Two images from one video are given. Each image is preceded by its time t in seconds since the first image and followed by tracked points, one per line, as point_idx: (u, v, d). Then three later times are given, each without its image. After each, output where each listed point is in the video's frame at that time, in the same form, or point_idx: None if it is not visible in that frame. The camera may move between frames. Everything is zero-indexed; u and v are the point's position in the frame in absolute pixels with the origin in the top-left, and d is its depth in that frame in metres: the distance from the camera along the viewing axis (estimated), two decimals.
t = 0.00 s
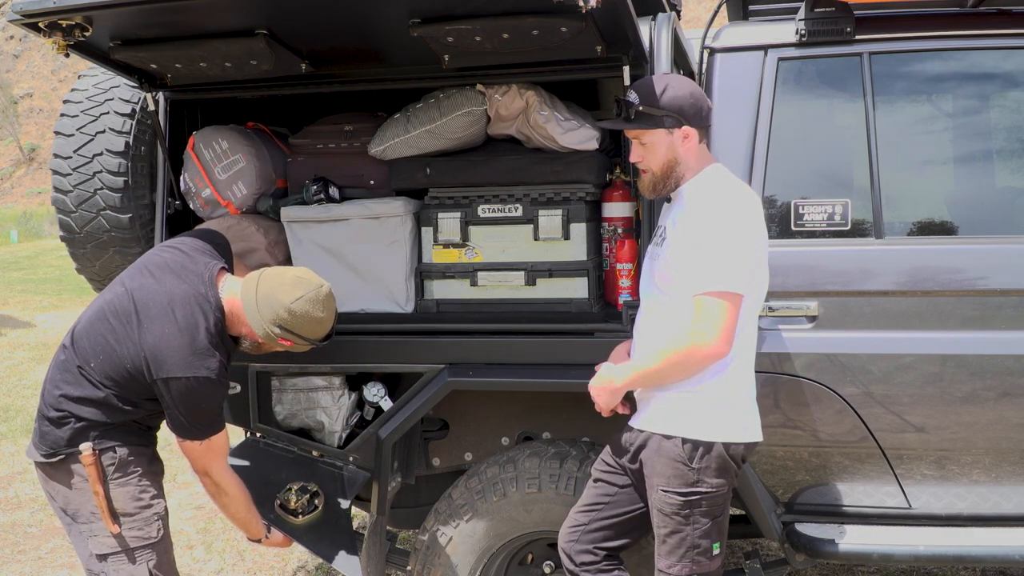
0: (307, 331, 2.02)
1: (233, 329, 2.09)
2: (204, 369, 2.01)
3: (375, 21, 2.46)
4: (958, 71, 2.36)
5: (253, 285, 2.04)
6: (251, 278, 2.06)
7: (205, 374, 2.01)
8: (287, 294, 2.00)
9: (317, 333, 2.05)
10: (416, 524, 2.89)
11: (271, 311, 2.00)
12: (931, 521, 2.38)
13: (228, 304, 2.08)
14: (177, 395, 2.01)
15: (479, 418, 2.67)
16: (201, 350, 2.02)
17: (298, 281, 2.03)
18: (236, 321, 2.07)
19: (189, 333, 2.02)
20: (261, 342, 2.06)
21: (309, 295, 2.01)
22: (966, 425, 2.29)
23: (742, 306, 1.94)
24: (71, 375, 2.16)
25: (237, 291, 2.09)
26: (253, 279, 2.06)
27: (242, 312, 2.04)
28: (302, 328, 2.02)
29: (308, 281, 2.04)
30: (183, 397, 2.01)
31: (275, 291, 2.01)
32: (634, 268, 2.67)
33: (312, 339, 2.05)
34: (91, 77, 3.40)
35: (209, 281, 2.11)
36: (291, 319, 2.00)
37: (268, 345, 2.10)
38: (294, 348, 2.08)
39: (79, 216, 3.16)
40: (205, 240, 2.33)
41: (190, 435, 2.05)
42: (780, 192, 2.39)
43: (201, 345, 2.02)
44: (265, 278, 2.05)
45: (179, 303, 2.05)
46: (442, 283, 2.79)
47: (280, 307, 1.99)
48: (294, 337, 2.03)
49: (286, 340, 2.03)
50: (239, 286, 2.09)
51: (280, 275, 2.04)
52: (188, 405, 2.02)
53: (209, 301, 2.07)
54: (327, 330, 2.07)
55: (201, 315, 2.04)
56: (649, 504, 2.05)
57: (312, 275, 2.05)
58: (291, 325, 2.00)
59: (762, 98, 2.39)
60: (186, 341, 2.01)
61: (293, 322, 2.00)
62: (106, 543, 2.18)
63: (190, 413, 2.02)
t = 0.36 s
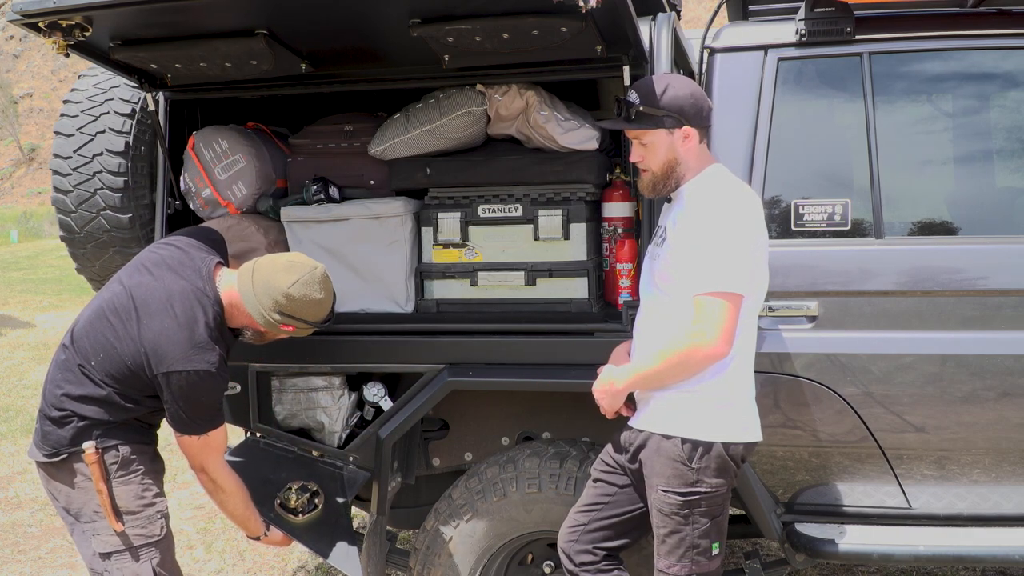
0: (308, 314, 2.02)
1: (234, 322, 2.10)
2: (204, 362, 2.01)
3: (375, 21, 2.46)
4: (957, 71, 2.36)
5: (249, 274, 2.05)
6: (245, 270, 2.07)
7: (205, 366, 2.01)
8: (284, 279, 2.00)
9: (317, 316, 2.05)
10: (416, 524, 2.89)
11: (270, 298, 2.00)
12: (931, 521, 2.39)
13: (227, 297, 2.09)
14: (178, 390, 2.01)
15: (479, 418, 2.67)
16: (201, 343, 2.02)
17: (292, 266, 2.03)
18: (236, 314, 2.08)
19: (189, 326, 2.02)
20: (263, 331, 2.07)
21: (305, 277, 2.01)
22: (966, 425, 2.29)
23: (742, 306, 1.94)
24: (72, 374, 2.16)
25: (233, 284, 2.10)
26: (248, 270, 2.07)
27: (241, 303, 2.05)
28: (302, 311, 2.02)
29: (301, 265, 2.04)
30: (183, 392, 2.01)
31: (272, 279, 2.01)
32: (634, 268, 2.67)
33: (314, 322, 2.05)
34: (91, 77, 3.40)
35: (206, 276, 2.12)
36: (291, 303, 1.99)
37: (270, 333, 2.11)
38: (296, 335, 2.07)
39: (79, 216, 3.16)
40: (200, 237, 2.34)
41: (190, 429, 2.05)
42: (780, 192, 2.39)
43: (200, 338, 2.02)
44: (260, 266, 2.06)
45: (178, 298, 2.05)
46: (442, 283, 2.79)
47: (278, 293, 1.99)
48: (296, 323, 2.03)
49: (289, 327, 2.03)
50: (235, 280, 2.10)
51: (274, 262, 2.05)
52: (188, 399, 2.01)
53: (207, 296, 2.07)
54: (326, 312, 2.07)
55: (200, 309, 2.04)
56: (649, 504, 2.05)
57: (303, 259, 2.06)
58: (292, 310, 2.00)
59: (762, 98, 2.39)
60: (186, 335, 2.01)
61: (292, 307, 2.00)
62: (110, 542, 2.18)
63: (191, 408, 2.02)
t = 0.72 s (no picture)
0: (306, 308, 2.03)
1: (232, 318, 2.10)
2: (203, 359, 2.01)
3: (375, 21, 2.46)
4: (957, 71, 2.36)
5: (246, 269, 2.06)
6: (242, 266, 2.08)
7: (205, 363, 2.01)
8: (281, 273, 2.01)
9: (315, 309, 2.05)
10: (416, 524, 2.89)
11: (267, 292, 2.01)
12: (931, 521, 2.39)
13: (224, 293, 2.09)
14: (178, 387, 2.01)
15: (479, 418, 2.67)
16: (200, 341, 2.02)
17: (288, 261, 2.04)
18: (234, 309, 2.08)
19: (188, 324, 2.02)
20: (261, 327, 2.08)
21: (301, 271, 2.03)
22: (966, 425, 2.29)
23: (743, 307, 1.94)
24: (72, 374, 2.16)
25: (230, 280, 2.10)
26: (245, 266, 2.07)
27: (239, 299, 2.05)
28: (301, 305, 2.02)
29: (297, 259, 2.05)
30: (183, 389, 2.01)
31: (269, 273, 2.02)
32: (634, 268, 2.67)
33: (313, 316, 2.06)
34: (91, 77, 3.40)
35: (203, 273, 2.12)
36: (288, 297, 2.00)
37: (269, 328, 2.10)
38: (295, 329, 2.08)
39: (79, 216, 3.16)
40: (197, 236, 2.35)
41: (190, 427, 2.06)
42: (780, 193, 2.39)
43: (200, 336, 2.02)
44: (257, 261, 2.07)
45: (176, 296, 2.06)
46: (442, 283, 2.79)
47: (276, 287, 2.00)
48: (294, 317, 2.03)
49: (288, 321, 2.03)
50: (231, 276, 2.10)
51: (270, 257, 2.06)
52: (188, 397, 2.02)
53: (205, 294, 2.07)
54: (324, 306, 2.08)
55: (198, 307, 2.05)
56: (649, 504, 2.05)
57: (299, 253, 2.08)
58: (290, 304, 2.01)
59: (762, 98, 2.39)
60: (185, 333, 2.02)
61: (290, 301, 2.01)
62: (112, 540, 2.18)
63: (191, 406, 2.02)
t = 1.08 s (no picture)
0: (303, 301, 2.05)
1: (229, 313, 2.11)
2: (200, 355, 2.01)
3: (375, 21, 2.46)
4: (957, 71, 2.36)
5: (242, 264, 2.07)
6: (238, 261, 2.09)
7: (202, 359, 2.01)
8: (277, 267, 2.03)
9: (313, 301, 2.07)
10: (416, 524, 2.89)
11: (264, 286, 2.02)
12: (931, 521, 2.39)
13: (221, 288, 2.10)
14: (176, 385, 2.01)
15: (479, 418, 2.67)
16: (197, 337, 2.02)
17: (284, 254, 2.06)
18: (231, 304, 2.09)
19: (184, 321, 2.02)
20: (259, 320, 2.09)
21: (298, 264, 2.04)
22: (966, 425, 2.29)
23: (743, 307, 1.94)
24: (71, 374, 2.16)
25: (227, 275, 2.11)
26: (241, 261, 2.08)
27: (236, 293, 2.06)
28: (299, 298, 2.04)
29: (293, 252, 2.07)
30: (181, 386, 2.00)
31: (265, 267, 2.04)
32: (634, 268, 2.67)
33: (311, 309, 2.07)
34: (91, 77, 3.40)
35: (199, 270, 2.12)
36: (285, 290, 2.02)
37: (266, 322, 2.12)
38: (292, 322, 2.09)
39: (79, 216, 3.16)
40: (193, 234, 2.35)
41: (189, 425, 2.05)
42: (779, 193, 2.39)
43: (196, 332, 2.02)
44: (253, 255, 2.08)
45: (172, 293, 2.06)
46: (442, 283, 2.79)
47: (272, 280, 2.02)
48: (292, 309, 2.05)
49: (286, 314, 2.05)
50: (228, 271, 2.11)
51: (266, 250, 2.07)
52: (186, 394, 2.01)
53: (202, 290, 2.08)
54: (321, 298, 2.10)
55: (194, 303, 2.05)
56: (649, 504, 2.05)
57: (295, 246, 2.09)
58: (287, 297, 2.03)
59: (762, 98, 2.40)
60: (182, 330, 2.02)
61: (287, 294, 2.02)
62: (113, 540, 2.18)
63: (189, 403, 2.02)
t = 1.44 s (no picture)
0: (302, 292, 2.05)
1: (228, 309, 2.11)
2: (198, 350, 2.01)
3: (375, 21, 2.46)
4: (956, 71, 2.36)
5: (240, 258, 2.07)
6: (235, 256, 2.09)
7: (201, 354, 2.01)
8: (275, 258, 2.03)
9: (311, 292, 2.08)
10: (416, 524, 2.89)
11: (263, 279, 2.03)
12: (931, 521, 2.39)
13: (220, 284, 2.10)
14: (175, 382, 2.01)
15: (479, 418, 2.67)
16: (195, 332, 2.02)
17: (280, 246, 2.06)
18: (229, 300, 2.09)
19: (183, 316, 2.03)
20: (258, 314, 2.09)
21: (295, 255, 2.05)
22: (966, 425, 2.29)
23: (744, 307, 1.94)
24: (71, 373, 2.16)
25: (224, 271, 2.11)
26: (238, 255, 2.08)
27: (234, 288, 2.06)
28: (297, 289, 2.05)
29: (290, 243, 2.07)
30: (179, 382, 2.00)
31: (263, 259, 2.04)
32: (634, 268, 2.67)
33: (309, 299, 2.08)
34: (90, 77, 3.40)
35: (196, 266, 2.12)
36: (284, 282, 2.03)
37: (265, 317, 2.12)
38: (291, 316, 2.10)
39: (79, 216, 3.17)
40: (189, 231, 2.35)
41: (185, 420, 2.05)
42: (780, 193, 2.39)
43: (195, 327, 2.02)
44: (250, 249, 2.08)
45: (170, 289, 2.06)
46: (442, 283, 2.79)
47: (271, 272, 2.02)
48: (291, 301, 2.06)
49: (285, 306, 2.06)
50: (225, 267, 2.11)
51: (263, 243, 2.07)
52: (185, 389, 2.01)
53: (199, 286, 2.08)
54: (319, 288, 2.11)
55: (192, 299, 2.05)
56: (649, 504, 2.05)
57: (291, 237, 2.09)
58: (286, 288, 2.03)
59: (762, 98, 2.40)
60: (181, 325, 2.02)
61: (286, 285, 2.03)
62: (115, 539, 2.18)
63: (187, 399, 2.02)
